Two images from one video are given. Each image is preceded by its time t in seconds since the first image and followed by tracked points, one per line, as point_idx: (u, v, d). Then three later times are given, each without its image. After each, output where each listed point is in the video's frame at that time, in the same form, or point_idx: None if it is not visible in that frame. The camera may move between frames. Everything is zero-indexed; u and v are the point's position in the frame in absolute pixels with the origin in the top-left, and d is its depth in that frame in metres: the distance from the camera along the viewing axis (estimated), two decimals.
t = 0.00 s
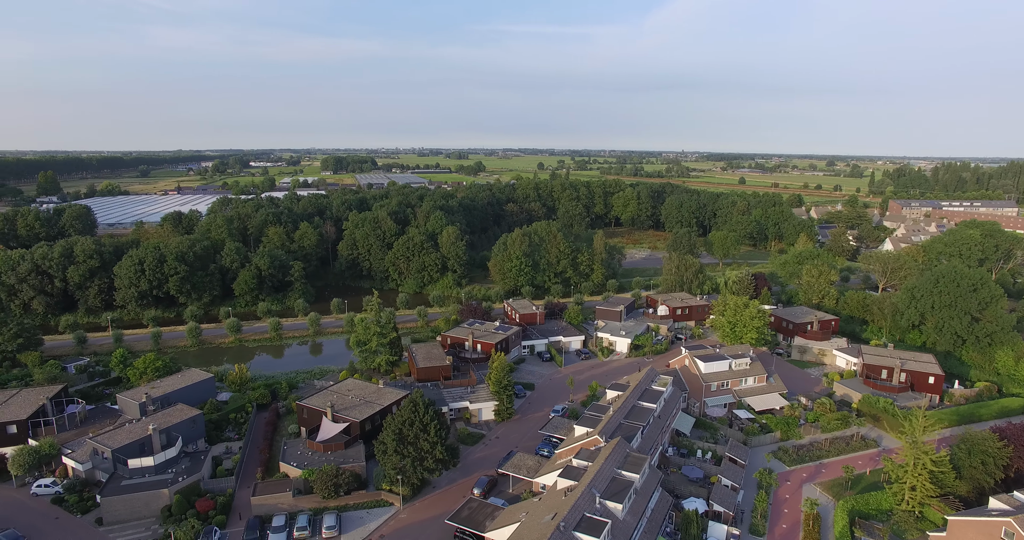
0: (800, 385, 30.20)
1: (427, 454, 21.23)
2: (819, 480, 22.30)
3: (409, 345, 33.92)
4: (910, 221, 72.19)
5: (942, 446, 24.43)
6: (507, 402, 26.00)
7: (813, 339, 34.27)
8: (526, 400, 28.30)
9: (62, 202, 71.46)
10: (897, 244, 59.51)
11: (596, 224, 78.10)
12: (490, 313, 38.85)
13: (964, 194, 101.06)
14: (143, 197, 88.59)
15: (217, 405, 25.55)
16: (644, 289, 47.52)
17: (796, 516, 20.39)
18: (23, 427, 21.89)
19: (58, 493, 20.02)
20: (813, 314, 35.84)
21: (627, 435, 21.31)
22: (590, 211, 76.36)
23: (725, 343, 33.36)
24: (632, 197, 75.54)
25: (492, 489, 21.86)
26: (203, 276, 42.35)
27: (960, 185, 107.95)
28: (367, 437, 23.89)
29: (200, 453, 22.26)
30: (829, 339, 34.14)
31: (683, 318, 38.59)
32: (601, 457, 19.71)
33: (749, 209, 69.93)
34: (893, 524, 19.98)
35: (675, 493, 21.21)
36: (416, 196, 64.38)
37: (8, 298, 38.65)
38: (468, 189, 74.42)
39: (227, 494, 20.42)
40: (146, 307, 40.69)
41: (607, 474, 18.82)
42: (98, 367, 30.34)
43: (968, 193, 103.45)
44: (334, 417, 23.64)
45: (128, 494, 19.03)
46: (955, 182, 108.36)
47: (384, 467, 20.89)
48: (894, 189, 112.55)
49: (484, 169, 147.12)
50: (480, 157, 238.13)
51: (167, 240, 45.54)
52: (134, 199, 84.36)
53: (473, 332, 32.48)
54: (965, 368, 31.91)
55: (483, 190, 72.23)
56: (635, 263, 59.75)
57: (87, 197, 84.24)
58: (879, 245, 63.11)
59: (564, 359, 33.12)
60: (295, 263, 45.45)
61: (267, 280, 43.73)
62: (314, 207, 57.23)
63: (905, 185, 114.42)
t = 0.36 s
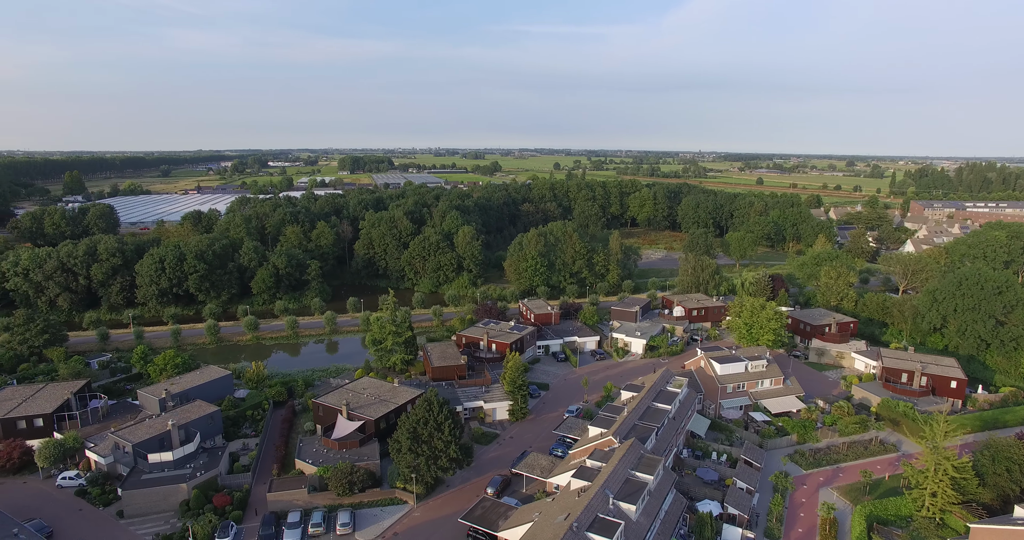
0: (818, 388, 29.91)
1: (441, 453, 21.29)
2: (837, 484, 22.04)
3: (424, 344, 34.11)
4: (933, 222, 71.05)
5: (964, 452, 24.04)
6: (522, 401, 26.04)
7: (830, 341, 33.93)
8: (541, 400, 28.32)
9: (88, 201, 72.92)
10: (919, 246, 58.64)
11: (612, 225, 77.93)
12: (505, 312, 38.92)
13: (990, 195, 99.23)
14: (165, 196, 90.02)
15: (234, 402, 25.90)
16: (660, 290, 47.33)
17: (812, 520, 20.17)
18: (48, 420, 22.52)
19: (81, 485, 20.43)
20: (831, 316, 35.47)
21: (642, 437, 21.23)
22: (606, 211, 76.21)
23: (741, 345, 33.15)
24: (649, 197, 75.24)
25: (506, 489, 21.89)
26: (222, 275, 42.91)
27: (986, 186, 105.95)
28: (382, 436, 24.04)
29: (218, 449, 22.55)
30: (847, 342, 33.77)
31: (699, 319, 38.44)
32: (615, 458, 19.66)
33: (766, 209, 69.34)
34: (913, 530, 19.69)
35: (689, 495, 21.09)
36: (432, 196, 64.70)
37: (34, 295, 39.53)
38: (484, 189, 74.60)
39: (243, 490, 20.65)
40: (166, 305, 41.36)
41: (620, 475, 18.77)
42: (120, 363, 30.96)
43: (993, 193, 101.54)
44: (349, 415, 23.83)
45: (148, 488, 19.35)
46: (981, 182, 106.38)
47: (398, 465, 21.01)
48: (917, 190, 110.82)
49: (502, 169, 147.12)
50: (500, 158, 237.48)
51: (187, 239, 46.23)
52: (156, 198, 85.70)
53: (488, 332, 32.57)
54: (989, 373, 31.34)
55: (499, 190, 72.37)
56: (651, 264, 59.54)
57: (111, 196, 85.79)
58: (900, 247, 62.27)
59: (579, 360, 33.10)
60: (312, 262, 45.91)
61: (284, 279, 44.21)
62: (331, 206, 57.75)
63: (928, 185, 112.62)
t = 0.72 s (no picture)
0: (830, 390, 29.71)
1: (450, 452, 21.32)
2: (848, 488, 21.85)
3: (434, 343, 34.22)
4: (949, 223, 70.29)
5: (978, 456, 23.75)
6: (531, 401, 26.05)
7: (843, 343, 33.66)
8: (550, 400, 28.32)
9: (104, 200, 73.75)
10: (934, 247, 58.03)
11: (623, 225, 77.77)
12: (515, 312, 38.97)
13: (1008, 196, 97.98)
14: (179, 195, 90.88)
15: (245, 399, 26.09)
16: (671, 291, 47.16)
17: (823, 523, 19.99)
18: (64, 415, 22.77)
19: (96, 480, 20.66)
20: (844, 318, 35.19)
21: (651, 437, 21.15)
22: (618, 211, 76.05)
23: (752, 346, 32.97)
24: (660, 198, 74.96)
25: (515, 488, 21.88)
26: (234, 273, 43.27)
27: (1004, 186, 104.60)
28: (391, 434, 24.12)
29: (229, 446, 22.72)
30: (860, 344, 33.49)
31: (710, 320, 38.31)
32: (624, 459, 19.60)
33: (779, 210, 68.88)
34: (926, 535, 19.46)
35: (698, 497, 20.99)
36: (444, 196, 64.85)
37: (52, 292, 40.08)
38: (495, 188, 74.68)
39: (253, 486, 20.79)
40: (180, 302, 41.76)
41: (629, 476, 18.71)
42: (134, 359, 31.33)
43: (1012, 194, 100.23)
44: (359, 414, 23.94)
45: (160, 484, 19.53)
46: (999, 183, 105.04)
47: (407, 464, 21.07)
48: (933, 191, 109.64)
49: (513, 169, 147.17)
50: (510, 157, 237.61)
51: (201, 237, 46.66)
52: (171, 197, 86.56)
53: (498, 331, 32.62)
54: (1006, 377, 30.83)
55: (511, 190, 72.41)
56: (663, 264, 59.35)
57: (127, 195, 86.72)
58: (916, 248, 61.66)
59: (589, 360, 33.07)
60: (324, 261, 46.18)
61: (296, 277, 44.51)
62: (343, 206, 58.06)
63: (944, 186, 111.44)
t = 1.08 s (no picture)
0: (842, 392, 29.47)
1: (459, 452, 21.34)
2: (861, 491, 21.65)
3: (444, 343, 34.32)
4: (965, 224, 69.53)
5: (994, 461, 23.47)
6: (541, 401, 26.04)
7: (856, 345, 33.36)
8: (560, 400, 28.31)
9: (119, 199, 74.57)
10: (950, 249, 57.43)
11: (634, 225, 77.60)
12: (525, 312, 38.99)
13: None
14: (192, 194, 91.73)
15: (256, 398, 26.30)
16: (682, 291, 46.97)
17: (835, 527, 19.82)
18: (80, 411, 23.07)
19: (110, 475, 20.91)
20: (857, 319, 34.89)
21: (661, 438, 21.06)
22: (628, 212, 75.91)
23: (764, 348, 32.78)
24: (671, 198, 74.67)
25: (524, 489, 21.88)
26: (246, 272, 43.60)
27: (1021, 186, 103.41)
28: (401, 433, 24.20)
29: (240, 444, 22.90)
30: (874, 346, 33.18)
31: (721, 321, 38.14)
32: (634, 460, 19.54)
33: (791, 211, 68.43)
34: None
35: (708, 499, 20.88)
36: (454, 196, 65.02)
37: (68, 290, 40.61)
38: (505, 188, 74.75)
39: (264, 484, 20.93)
40: (193, 301, 42.15)
41: (639, 477, 18.64)
42: (147, 357, 31.67)
43: None
44: (369, 413, 24.05)
45: (173, 480, 19.72)
46: (1016, 183, 103.89)
47: (416, 463, 21.12)
48: (949, 191, 108.58)
49: (524, 169, 147.34)
50: (520, 157, 237.71)
51: (214, 236, 47.08)
52: (185, 197, 87.38)
53: (508, 331, 32.66)
54: None
55: (521, 190, 72.45)
56: (674, 265, 59.16)
57: (142, 195, 87.62)
58: (930, 249, 61.15)
59: (599, 360, 33.04)
60: (335, 260, 46.45)
61: (307, 276, 44.79)
62: (354, 205, 58.35)
63: (960, 187, 110.33)
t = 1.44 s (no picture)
0: (859, 396, 29.17)
1: (471, 451, 21.36)
2: (878, 497, 21.38)
3: (457, 343, 34.45)
4: (986, 226, 68.47)
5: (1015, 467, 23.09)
6: (554, 402, 26.02)
7: (872, 348, 32.99)
8: (572, 401, 28.28)
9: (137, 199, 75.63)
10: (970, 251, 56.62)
11: (647, 226, 77.35)
12: (538, 313, 39.00)
13: None
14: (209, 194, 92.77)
15: (271, 395, 26.55)
16: (695, 292, 46.73)
17: (851, 532, 19.58)
18: (99, 407, 23.44)
19: (127, 471, 21.19)
20: (874, 322, 34.50)
21: (674, 440, 20.93)
22: (642, 213, 75.67)
23: (779, 350, 32.52)
24: (685, 199, 74.29)
25: (536, 489, 21.86)
26: (261, 271, 44.03)
27: None
28: (413, 433, 24.29)
29: (254, 441, 23.13)
30: (891, 349, 32.80)
31: (735, 322, 37.88)
32: (646, 461, 19.44)
33: (807, 212, 67.83)
34: None
35: (722, 502, 20.73)
36: (467, 196, 65.20)
37: (88, 287, 41.28)
38: (519, 189, 74.81)
39: (278, 481, 21.10)
40: (209, 299, 42.65)
41: (651, 479, 18.53)
42: (164, 354, 32.10)
43: None
44: (382, 412, 24.17)
45: (189, 476, 19.97)
46: None
47: (429, 462, 21.19)
48: (968, 192, 107.16)
49: (537, 169, 147.39)
50: (532, 157, 237.87)
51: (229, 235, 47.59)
52: (201, 197, 88.36)
53: (521, 331, 32.69)
54: None
55: (534, 190, 72.47)
56: (688, 266, 58.88)
57: (160, 194, 88.82)
58: (949, 252, 60.49)
59: (612, 361, 32.97)
60: (349, 260, 46.78)
61: (321, 276, 45.13)
62: (368, 205, 58.69)
63: (980, 188, 108.84)
